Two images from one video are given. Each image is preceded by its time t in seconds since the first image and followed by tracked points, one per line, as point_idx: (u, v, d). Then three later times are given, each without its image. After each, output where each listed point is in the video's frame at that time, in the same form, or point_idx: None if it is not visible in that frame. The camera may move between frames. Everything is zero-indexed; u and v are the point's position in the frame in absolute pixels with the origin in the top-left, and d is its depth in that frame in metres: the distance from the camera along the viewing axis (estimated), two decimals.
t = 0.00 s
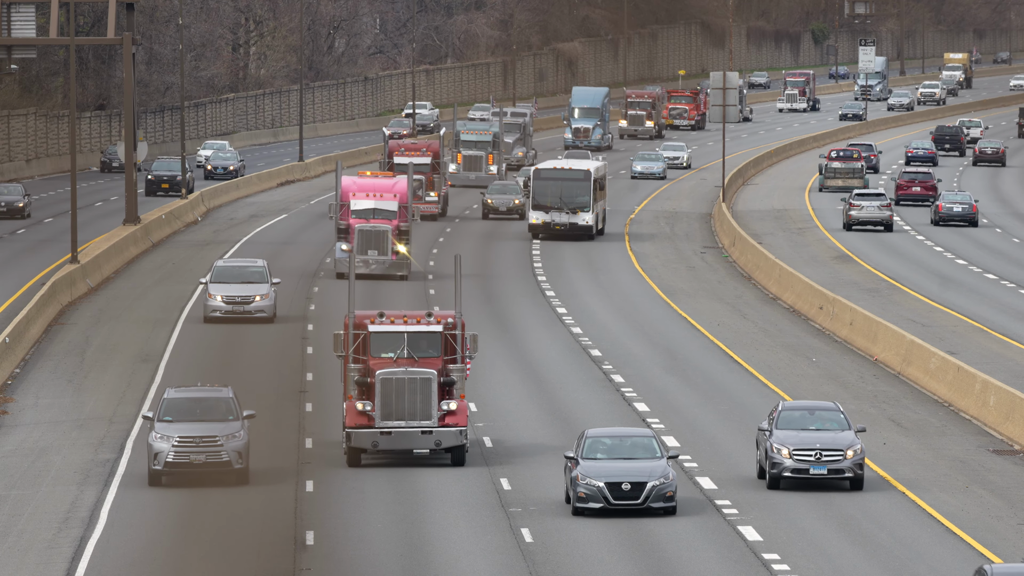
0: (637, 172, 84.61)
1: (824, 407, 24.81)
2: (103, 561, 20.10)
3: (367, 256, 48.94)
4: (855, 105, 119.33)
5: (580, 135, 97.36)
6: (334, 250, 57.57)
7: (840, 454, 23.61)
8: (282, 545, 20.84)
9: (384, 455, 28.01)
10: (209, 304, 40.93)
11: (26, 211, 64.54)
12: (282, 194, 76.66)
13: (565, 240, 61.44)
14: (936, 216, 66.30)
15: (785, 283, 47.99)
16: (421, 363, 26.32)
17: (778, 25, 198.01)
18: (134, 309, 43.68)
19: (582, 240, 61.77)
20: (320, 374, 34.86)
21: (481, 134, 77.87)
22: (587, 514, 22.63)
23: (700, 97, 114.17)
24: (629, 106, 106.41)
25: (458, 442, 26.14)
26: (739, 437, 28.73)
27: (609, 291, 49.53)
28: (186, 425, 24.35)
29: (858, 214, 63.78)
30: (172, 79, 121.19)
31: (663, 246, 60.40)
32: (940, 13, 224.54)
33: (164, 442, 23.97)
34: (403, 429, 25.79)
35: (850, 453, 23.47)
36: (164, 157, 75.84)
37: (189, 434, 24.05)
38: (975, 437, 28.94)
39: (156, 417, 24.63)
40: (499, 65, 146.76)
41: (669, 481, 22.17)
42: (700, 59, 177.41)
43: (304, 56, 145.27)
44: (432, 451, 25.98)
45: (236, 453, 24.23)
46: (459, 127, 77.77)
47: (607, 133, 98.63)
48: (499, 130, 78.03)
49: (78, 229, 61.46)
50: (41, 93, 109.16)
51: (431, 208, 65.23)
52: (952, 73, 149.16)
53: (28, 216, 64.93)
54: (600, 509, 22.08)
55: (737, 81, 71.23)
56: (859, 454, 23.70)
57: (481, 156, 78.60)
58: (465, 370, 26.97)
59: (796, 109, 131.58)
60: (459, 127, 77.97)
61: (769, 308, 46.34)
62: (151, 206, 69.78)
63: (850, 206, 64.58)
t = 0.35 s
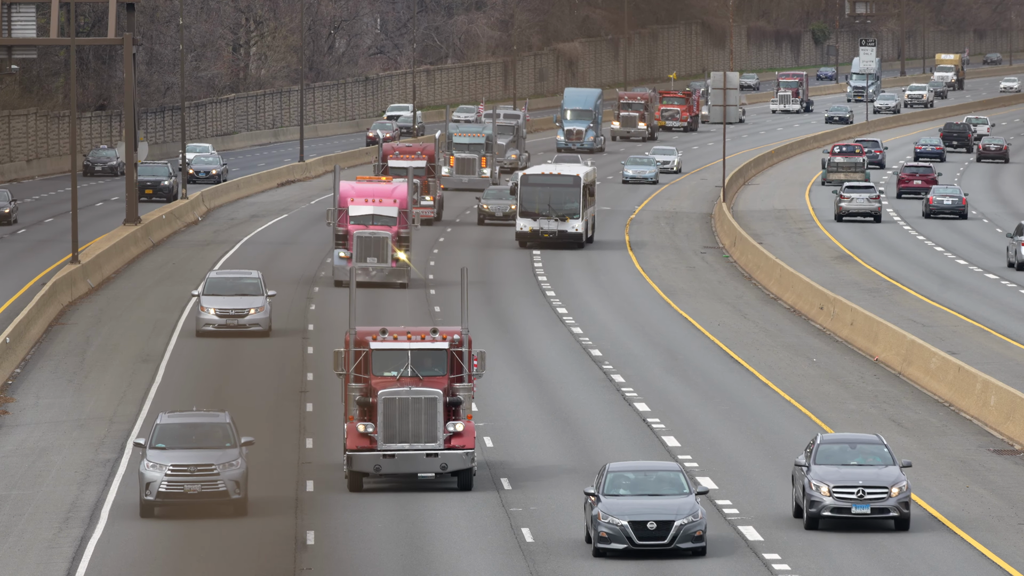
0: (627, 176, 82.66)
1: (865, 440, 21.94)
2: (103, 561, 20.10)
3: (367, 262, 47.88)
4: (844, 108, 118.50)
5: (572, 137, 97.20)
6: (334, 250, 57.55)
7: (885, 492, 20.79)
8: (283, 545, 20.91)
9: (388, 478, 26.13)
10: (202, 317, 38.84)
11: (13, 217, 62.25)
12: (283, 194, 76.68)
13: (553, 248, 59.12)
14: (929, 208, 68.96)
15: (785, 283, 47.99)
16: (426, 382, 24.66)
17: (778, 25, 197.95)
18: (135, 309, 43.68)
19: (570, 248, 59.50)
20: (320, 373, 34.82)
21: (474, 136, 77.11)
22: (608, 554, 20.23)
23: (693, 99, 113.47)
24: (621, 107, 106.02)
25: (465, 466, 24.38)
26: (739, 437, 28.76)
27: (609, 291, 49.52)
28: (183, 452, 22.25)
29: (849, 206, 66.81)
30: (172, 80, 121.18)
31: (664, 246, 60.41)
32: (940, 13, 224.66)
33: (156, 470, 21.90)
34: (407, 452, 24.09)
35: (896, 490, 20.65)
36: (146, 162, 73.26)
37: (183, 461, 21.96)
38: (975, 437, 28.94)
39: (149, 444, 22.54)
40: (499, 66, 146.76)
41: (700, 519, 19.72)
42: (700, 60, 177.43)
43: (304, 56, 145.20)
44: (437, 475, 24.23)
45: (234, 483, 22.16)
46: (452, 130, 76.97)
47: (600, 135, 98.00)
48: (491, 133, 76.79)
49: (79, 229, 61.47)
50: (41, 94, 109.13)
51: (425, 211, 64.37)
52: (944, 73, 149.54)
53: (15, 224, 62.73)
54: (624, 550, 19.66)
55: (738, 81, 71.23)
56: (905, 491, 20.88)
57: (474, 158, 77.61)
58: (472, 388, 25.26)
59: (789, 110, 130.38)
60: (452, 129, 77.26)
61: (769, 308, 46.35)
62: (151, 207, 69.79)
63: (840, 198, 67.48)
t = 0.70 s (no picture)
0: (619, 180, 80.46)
1: (915, 480, 19.63)
2: (104, 562, 20.15)
3: (365, 271, 46.47)
4: (831, 108, 118.37)
5: (564, 139, 96.75)
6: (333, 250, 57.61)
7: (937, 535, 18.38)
8: (283, 546, 20.95)
9: (390, 507, 24.18)
10: (194, 331, 36.85)
11: None
12: (283, 195, 76.71)
13: (543, 258, 56.67)
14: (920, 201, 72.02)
15: (785, 283, 48.03)
16: (430, 405, 22.76)
17: (778, 25, 198.01)
18: (135, 310, 43.72)
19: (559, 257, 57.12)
20: (320, 374, 34.85)
21: (466, 139, 74.71)
22: None
23: (685, 101, 112.69)
24: (614, 108, 106.08)
25: (473, 493, 22.42)
26: (739, 437, 28.79)
27: (609, 291, 49.57)
28: (175, 485, 20.07)
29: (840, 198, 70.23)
30: (172, 80, 121.27)
31: (664, 246, 60.48)
32: (940, 13, 224.92)
33: (147, 503, 19.73)
34: (412, 478, 22.12)
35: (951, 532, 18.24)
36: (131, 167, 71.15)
37: (175, 494, 19.83)
38: (975, 437, 28.97)
39: (137, 475, 20.35)
40: (499, 66, 146.76)
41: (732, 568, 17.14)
42: (700, 60, 177.54)
43: (304, 56, 145.26)
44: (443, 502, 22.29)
45: (230, 517, 19.98)
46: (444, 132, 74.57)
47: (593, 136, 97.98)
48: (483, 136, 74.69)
49: (79, 229, 61.52)
50: (41, 94, 109.16)
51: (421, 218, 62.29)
52: (935, 75, 150.08)
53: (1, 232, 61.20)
54: None
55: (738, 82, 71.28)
56: (961, 535, 18.42)
57: (466, 161, 75.71)
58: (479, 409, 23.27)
59: (781, 112, 129.56)
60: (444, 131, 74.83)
61: (769, 308, 46.40)
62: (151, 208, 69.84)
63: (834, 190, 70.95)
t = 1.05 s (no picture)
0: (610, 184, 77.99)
1: (977, 525, 17.46)
2: (104, 562, 20.19)
3: (364, 279, 44.73)
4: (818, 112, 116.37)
5: (556, 141, 95.97)
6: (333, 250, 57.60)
7: None
8: (282, 547, 20.97)
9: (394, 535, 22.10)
10: (186, 347, 34.86)
11: None
12: (282, 194, 76.69)
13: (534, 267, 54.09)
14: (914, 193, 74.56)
15: (785, 283, 48.00)
16: (436, 429, 20.73)
17: (778, 25, 197.99)
18: (135, 309, 43.72)
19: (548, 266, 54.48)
20: (320, 374, 34.86)
21: (458, 141, 73.20)
22: None
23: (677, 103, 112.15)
24: (606, 110, 105.25)
25: (482, 522, 20.50)
26: (739, 437, 28.78)
27: (609, 291, 49.55)
28: (165, 522, 18.62)
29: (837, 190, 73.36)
30: (172, 80, 121.34)
31: (663, 246, 60.49)
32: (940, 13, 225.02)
33: (134, 542, 18.25)
34: (416, 506, 20.24)
35: None
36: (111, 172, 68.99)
37: (165, 531, 18.39)
38: (975, 437, 28.97)
39: (125, 509, 18.89)
40: (499, 65, 146.67)
41: None
42: (700, 60, 177.60)
43: (304, 56, 145.22)
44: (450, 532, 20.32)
45: (223, 557, 18.50)
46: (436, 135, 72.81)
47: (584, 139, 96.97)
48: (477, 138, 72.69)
49: (79, 229, 61.51)
50: (41, 94, 109.14)
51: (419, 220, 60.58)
52: (928, 75, 150.47)
53: None
54: None
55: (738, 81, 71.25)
56: None
57: (459, 164, 74.12)
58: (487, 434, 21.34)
59: (774, 113, 129.52)
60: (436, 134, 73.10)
61: (769, 308, 46.39)
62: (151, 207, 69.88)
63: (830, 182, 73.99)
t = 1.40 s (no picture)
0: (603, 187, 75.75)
1: None
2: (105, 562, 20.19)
3: (364, 287, 43.11)
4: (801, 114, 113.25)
5: (548, 143, 95.32)
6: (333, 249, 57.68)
7: None
8: (283, 547, 20.96)
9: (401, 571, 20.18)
10: (178, 363, 32.62)
11: None
12: (283, 194, 76.72)
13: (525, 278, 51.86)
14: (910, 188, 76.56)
15: (785, 283, 47.97)
16: (443, 454, 18.49)
17: (779, 25, 198.03)
18: (136, 309, 43.68)
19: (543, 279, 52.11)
20: (321, 373, 34.82)
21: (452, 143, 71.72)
22: None
23: (670, 103, 111.57)
24: (598, 111, 103.68)
25: (494, 557, 18.12)
26: (739, 437, 28.74)
27: (609, 291, 49.53)
28: (154, 565, 16.77)
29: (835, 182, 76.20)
30: (172, 80, 121.43)
31: (664, 246, 60.44)
32: (941, 13, 224.86)
33: None
34: (422, 537, 17.85)
35: None
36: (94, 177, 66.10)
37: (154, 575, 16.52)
38: (975, 437, 28.94)
39: (111, 551, 17.06)
40: (499, 66, 146.67)
41: None
42: (700, 60, 177.58)
43: (304, 56, 145.24)
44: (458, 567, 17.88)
45: None
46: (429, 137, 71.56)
47: (577, 140, 95.99)
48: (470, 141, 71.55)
49: (80, 229, 61.48)
50: (41, 93, 109.23)
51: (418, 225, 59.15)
52: (918, 76, 149.92)
53: None
54: None
55: (739, 81, 71.24)
56: None
57: (453, 167, 72.42)
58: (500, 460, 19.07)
59: (766, 114, 129.15)
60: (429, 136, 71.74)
61: (769, 308, 46.36)
62: (152, 207, 69.91)
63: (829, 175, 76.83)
